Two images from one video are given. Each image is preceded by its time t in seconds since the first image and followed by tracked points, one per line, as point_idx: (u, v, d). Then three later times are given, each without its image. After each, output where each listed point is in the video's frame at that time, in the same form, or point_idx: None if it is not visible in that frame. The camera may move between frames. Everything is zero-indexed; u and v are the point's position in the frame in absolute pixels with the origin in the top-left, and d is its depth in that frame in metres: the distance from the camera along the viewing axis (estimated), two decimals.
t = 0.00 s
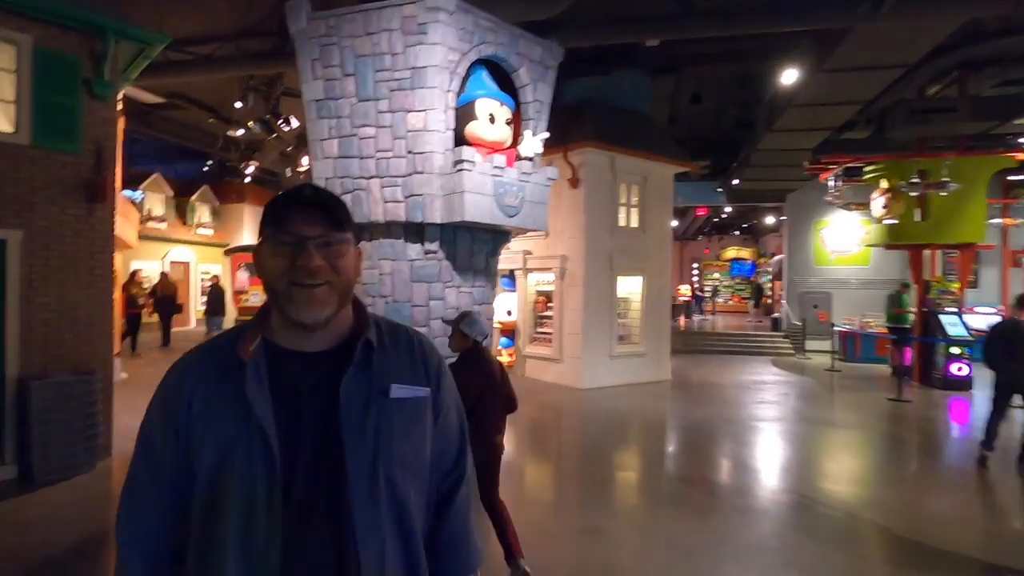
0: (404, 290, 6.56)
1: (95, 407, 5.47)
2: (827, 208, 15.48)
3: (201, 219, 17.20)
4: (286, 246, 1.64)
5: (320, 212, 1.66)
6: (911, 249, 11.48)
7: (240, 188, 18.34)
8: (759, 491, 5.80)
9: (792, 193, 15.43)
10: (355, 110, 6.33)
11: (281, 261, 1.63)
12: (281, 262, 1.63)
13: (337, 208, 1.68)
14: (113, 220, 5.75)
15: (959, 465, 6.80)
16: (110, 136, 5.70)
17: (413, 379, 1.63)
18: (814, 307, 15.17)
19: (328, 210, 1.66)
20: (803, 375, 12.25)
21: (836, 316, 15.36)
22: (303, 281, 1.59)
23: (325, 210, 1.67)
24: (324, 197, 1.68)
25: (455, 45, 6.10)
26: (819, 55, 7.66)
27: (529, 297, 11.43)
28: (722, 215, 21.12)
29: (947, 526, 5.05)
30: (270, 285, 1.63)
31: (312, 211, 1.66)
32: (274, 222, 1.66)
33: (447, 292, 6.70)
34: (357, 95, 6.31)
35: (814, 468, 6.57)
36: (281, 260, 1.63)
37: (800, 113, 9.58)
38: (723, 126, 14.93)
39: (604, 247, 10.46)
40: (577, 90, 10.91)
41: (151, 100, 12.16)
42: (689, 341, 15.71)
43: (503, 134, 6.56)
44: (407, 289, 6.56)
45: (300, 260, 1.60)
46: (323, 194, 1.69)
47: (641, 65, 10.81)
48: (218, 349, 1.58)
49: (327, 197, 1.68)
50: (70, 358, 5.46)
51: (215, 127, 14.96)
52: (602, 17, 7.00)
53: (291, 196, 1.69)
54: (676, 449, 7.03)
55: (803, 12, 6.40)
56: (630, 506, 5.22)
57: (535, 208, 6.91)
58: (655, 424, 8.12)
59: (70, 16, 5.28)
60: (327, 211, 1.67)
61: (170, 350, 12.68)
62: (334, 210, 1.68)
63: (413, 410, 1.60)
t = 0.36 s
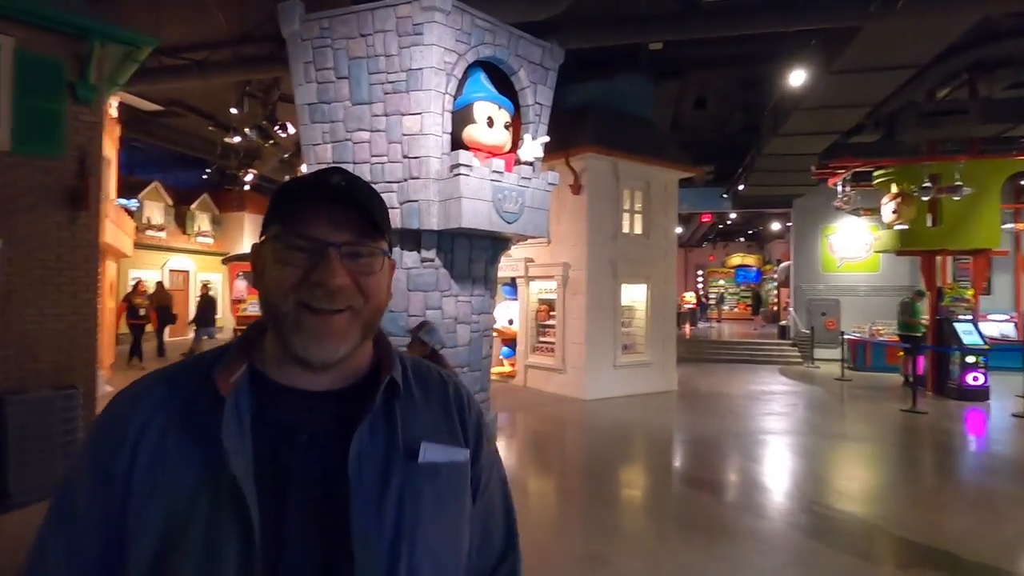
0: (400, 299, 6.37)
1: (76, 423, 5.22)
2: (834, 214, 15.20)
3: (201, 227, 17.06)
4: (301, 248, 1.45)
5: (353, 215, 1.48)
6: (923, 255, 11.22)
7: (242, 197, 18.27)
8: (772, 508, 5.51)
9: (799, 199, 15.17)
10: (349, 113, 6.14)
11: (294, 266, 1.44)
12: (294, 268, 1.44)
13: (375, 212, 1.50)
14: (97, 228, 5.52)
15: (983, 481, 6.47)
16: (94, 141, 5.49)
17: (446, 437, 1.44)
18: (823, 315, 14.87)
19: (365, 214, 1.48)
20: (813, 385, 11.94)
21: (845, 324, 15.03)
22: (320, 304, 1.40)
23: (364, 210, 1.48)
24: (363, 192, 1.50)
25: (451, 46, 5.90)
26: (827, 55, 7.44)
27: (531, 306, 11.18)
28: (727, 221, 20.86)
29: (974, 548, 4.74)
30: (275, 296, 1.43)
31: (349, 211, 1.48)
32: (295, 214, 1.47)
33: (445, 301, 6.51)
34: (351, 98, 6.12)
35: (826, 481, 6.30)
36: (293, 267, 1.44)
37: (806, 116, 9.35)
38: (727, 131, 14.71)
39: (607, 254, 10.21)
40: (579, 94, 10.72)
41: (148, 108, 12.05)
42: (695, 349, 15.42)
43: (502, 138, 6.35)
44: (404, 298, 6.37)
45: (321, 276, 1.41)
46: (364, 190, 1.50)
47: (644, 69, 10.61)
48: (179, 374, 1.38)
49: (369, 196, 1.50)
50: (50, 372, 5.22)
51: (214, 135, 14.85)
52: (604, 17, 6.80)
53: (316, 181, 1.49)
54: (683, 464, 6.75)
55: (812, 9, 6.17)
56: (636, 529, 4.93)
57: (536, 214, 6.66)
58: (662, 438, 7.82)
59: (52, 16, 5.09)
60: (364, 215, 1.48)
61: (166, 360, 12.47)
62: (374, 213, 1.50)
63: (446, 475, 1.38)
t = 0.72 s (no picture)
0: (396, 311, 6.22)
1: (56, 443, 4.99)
2: (835, 222, 15.08)
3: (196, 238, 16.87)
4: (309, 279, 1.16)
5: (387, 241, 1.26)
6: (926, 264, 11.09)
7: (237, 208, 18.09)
8: (777, 524, 5.31)
9: (799, 208, 15.07)
10: (343, 120, 5.98)
11: (298, 305, 1.14)
12: (304, 309, 1.14)
13: (416, 241, 1.30)
14: (81, 238, 5.32)
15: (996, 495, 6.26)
16: (79, 148, 5.30)
17: (468, 511, 1.31)
18: (824, 324, 14.71)
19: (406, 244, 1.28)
20: (817, 396, 11.72)
21: (847, 334, 14.86)
22: (330, 371, 1.13)
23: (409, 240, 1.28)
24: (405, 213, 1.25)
25: (448, 51, 5.77)
26: (830, 60, 7.32)
27: (529, 316, 10.99)
28: (726, 230, 20.78)
29: (994, 566, 4.53)
30: (270, 348, 1.12)
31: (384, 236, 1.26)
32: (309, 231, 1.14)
33: (441, 313, 6.34)
34: (345, 105, 5.97)
35: (835, 496, 6.10)
36: (296, 306, 1.14)
37: (808, 124, 9.25)
38: (727, 139, 14.63)
39: (607, 264, 10.04)
40: (578, 102, 10.62)
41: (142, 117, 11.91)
42: (696, 360, 15.23)
43: (500, 145, 6.19)
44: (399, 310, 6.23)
45: (340, 333, 1.14)
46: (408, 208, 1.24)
47: (643, 76, 10.52)
48: (92, 442, 1.13)
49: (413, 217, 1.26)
50: (31, 389, 5.00)
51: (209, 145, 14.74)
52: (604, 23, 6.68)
53: (331, 182, 1.16)
54: (687, 480, 6.53)
55: (814, 13, 6.06)
56: (640, 550, 4.71)
57: (535, 223, 6.48)
58: (665, 453, 7.61)
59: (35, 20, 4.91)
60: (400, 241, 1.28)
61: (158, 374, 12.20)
62: (420, 240, 1.30)
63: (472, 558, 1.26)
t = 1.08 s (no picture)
0: (404, 317, 6.18)
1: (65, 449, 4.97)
2: (854, 227, 14.78)
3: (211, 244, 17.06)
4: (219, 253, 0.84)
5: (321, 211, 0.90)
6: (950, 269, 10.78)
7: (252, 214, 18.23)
8: (796, 539, 5.11)
9: (817, 212, 14.80)
10: (353, 125, 5.95)
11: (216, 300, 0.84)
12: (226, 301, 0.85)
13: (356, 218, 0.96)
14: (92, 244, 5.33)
15: None
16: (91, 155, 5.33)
17: (321, 516, 1.12)
18: (844, 331, 14.40)
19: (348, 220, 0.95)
20: (836, 405, 11.43)
21: (868, 342, 14.52)
22: (271, 378, 0.91)
23: (349, 215, 0.95)
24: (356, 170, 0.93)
25: (458, 54, 5.71)
26: (849, 61, 7.15)
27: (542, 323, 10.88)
28: (742, 236, 20.52)
29: None
30: (194, 366, 0.80)
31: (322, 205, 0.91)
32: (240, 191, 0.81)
33: (451, 319, 6.27)
34: (354, 109, 5.94)
35: (855, 509, 5.90)
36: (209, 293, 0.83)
37: (826, 127, 9.05)
38: (742, 143, 14.44)
39: (621, 269, 9.90)
40: (590, 106, 10.52)
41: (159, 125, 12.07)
42: (711, 367, 14.99)
43: (511, 148, 6.11)
44: (409, 315, 6.17)
45: (291, 327, 0.92)
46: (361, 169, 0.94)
47: (656, 80, 10.40)
48: None
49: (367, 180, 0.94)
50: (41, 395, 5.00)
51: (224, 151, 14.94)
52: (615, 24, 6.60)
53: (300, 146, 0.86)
54: (702, 492, 6.36)
55: (833, 12, 5.91)
56: (655, 565, 4.56)
57: (547, 227, 6.37)
58: (680, 463, 7.43)
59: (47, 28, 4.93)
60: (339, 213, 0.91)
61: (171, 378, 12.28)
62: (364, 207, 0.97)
63: (344, 566, 1.11)
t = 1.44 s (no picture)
0: (408, 320, 6.13)
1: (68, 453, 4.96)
2: (866, 227, 14.56)
3: (221, 249, 17.17)
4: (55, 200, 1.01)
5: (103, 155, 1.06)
6: (966, 269, 10.54)
7: (260, 219, 18.32)
8: (808, 546, 4.95)
9: (828, 212, 14.60)
10: (355, 127, 5.92)
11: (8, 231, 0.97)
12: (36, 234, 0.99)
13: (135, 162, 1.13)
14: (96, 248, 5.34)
15: None
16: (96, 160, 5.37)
17: None
18: (856, 333, 14.24)
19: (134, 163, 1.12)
20: (849, 408, 11.22)
21: (880, 343, 14.29)
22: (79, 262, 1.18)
23: (143, 160, 1.13)
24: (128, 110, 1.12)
25: (460, 55, 5.67)
26: (859, 57, 7.02)
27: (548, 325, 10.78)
28: (752, 237, 20.32)
29: None
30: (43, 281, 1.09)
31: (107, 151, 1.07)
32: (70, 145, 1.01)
33: (455, 322, 6.22)
34: (357, 112, 5.92)
35: (870, 515, 5.75)
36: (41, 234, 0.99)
37: (835, 125, 8.90)
38: (751, 143, 14.29)
39: (627, 271, 9.78)
40: (595, 106, 10.46)
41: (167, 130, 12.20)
42: (721, 369, 14.81)
43: (514, 149, 6.04)
44: (412, 318, 6.13)
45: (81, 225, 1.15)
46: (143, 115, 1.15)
47: (662, 80, 10.31)
48: None
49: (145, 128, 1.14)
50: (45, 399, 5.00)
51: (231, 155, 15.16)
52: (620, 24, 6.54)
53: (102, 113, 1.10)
54: (711, 497, 6.23)
55: (843, 8, 5.80)
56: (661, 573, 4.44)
57: (551, 229, 6.28)
58: (688, 467, 7.30)
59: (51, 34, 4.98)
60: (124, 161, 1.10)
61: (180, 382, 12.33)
62: (145, 153, 1.14)
63: None
